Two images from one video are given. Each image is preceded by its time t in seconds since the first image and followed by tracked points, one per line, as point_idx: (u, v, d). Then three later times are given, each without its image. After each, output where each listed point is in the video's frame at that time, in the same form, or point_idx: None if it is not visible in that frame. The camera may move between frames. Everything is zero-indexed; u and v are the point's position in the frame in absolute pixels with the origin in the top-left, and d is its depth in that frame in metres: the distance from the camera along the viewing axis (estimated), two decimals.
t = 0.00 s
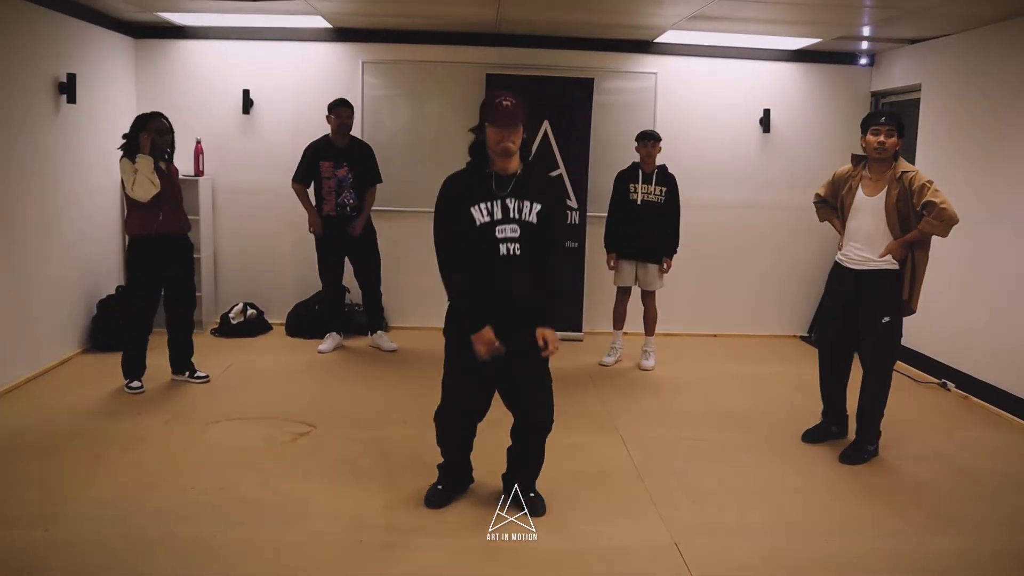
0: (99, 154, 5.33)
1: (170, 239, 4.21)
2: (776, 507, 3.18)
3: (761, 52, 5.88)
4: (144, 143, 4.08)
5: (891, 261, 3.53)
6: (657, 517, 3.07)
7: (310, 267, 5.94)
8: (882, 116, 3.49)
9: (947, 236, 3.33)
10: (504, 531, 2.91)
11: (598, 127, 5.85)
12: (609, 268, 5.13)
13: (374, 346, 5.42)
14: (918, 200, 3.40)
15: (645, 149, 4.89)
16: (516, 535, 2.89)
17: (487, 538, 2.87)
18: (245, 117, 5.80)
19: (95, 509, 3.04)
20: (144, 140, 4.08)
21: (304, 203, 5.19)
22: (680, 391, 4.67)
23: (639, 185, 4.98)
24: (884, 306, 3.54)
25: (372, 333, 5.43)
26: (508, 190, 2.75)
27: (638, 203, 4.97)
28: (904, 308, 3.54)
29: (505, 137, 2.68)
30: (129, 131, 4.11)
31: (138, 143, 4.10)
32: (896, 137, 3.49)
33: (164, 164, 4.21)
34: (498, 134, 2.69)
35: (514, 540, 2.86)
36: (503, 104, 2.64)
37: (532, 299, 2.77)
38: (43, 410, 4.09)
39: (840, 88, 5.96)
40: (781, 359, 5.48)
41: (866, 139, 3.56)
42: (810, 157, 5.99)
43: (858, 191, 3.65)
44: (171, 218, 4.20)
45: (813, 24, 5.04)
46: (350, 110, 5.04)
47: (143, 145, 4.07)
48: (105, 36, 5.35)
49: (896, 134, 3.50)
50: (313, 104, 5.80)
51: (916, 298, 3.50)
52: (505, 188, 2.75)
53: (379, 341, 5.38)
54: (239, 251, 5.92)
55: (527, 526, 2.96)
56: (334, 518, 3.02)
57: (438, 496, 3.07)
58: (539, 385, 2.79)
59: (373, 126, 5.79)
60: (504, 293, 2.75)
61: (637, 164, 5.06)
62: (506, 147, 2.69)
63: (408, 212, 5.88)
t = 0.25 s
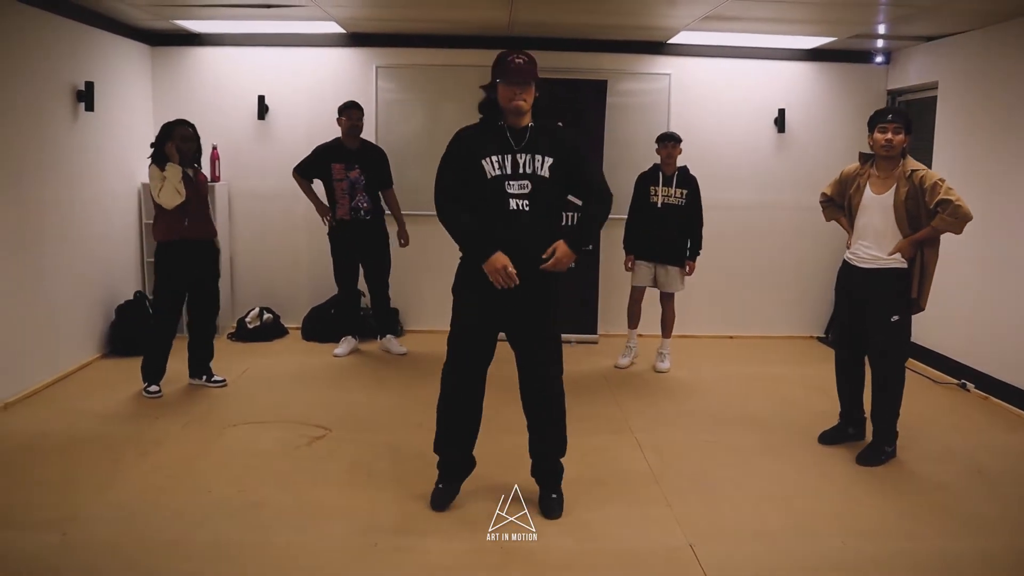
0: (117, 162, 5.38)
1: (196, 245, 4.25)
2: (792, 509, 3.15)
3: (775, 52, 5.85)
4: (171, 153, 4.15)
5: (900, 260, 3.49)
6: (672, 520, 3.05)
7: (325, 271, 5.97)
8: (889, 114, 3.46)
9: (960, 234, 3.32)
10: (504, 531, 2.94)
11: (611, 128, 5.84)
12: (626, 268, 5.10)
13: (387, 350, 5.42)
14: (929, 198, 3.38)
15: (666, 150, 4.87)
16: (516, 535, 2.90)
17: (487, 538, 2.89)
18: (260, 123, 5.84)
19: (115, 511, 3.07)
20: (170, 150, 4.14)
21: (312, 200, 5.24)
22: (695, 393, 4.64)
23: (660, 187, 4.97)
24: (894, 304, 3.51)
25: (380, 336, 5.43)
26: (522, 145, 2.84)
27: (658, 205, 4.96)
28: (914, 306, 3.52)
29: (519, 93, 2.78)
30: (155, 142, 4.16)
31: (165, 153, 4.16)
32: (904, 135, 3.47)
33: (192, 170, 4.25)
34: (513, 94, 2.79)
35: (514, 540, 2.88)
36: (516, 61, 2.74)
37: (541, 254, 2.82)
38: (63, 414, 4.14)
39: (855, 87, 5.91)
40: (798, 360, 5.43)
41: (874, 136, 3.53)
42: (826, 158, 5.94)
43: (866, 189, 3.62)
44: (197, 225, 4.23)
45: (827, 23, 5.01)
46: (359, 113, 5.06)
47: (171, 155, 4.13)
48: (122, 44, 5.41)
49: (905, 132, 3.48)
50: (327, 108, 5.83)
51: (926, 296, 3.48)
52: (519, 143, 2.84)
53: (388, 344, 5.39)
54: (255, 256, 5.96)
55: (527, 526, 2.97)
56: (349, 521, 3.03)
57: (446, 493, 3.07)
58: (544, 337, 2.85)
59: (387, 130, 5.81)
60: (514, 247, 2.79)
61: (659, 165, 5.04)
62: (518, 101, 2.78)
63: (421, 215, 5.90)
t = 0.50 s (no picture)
0: (129, 166, 5.44)
1: (211, 249, 4.27)
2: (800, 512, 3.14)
3: (786, 53, 5.83)
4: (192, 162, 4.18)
5: (903, 260, 3.48)
6: (679, 522, 3.05)
7: (336, 274, 6.00)
8: (891, 116, 3.45)
9: (963, 233, 3.31)
10: (504, 531, 2.96)
11: (621, 131, 5.83)
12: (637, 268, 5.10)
13: (396, 353, 5.44)
14: (931, 198, 3.37)
15: (676, 151, 4.89)
16: (515, 535, 2.92)
17: (487, 538, 2.92)
18: (272, 127, 5.88)
19: (125, 512, 3.10)
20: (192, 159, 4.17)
21: (324, 203, 5.25)
22: (705, 396, 4.63)
23: (671, 188, 4.96)
24: (898, 304, 3.48)
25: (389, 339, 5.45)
26: (518, 203, 2.85)
27: (669, 206, 4.95)
28: (918, 306, 3.49)
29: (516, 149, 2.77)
30: (174, 149, 4.20)
31: (184, 161, 4.20)
32: (906, 136, 3.46)
33: (210, 174, 4.31)
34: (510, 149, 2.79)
35: (514, 539, 2.90)
36: (516, 116, 2.74)
37: (538, 306, 2.85)
38: (76, 416, 4.18)
39: (867, 88, 5.88)
40: (809, 363, 5.41)
41: (876, 139, 3.52)
42: (837, 159, 5.91)
43: (868, 191, 3.61)
44: (213, 229, 4.26)
45: (838, 24, 4.99)
46: (373, 116, 5.09)
47: (190, 164, 4.17)
48: (135, 49, 5.47)
49: (906, 133, 3.47)
50: (337, 112, 5.87)
51: (930, 296, 3.46)
52: (516, 202, 2.85)
53: (398, 346, 5.41)
54: (267, 259, 6.00)
55: (527, 526, 2.99)
56: (356, 523, 3.04)
57: (433, 498, 3.10)
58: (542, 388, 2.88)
59: (397, 133, 5.84)
60: (511, 302, 2.84)
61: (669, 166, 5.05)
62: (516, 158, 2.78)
63: (431, 218, 5.92)
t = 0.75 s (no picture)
0: (132, 169, 5.46)
1: (213, 251, 4.28)
2: (801, 514, 3.14)
3: (787, 56, 5.83)
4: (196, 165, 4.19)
5: (898, 261, 3.49)
6: (679, 524, 3.05)
7: (338, 277, 6.01)
8: (882, 119, 3.46)
9: (958, 234, 3.32)
10: (504, 531, 2.97)
11: (622, 133, 5.84)
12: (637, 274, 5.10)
13: (397, 355, 5.44)
14: (925, 200, 3.38)
15: (671, 154, 4.90)
16: (516, 535, 2.94)
17: (487, 538, 2.93)
18: (274, 130, 5.90)
19: (127, 514, 3.11)
20: (196, 163, 4.18)
21: (329, 209, 5.28)
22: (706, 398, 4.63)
23: (667, 190, 4.97)
24: (893, 305, 3.49)
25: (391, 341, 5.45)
26: (517, 190, 2.86)
27: (666, 208, 4.96)
28: (913, 306, 3.52)
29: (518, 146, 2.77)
30: (178, 150, 4.23)
31: (188, 163, 4.21)
32: (898, 139, 3.46)
33: (214, 176, 4.33)
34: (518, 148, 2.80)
35: (514, 539, 2.91)
36: (519, 112, 2.74)
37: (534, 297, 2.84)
38: (78, 418, 4.19)
39: (869, 91, 5.88)
40: (810, 365, 5.41)
41: (869, 142, 3.53)
42: (838, 161, 5.91)
43: (862, 193, 3.61)
44: (216, 231, 4.27)
45: (839, 27, 4.99)
46: (378, 120, 5.11)
47: (194, 166, 4.19)
48: (137, 53, 5.49)
49: (899, 136, 3.47)
50: (339, 115, 5.88)
51: (925, 296, 3.48)
52: (515, 189, 2.86)
53: (399, 348, 5.41)
54: (268, 261, 6.01)
55: (527, 526, 3.01)
56: (357, 524, 3.05)
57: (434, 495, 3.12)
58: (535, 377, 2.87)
59: (398, 135, 5.85)
60: (505, 289, 2.83)
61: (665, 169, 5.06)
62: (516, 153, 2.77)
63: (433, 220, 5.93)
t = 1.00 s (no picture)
0: (131, 171, 5.46)
1: (207, 253, 4.28)
2: (798, 514, 3.15)
3: (786, 57, 5.85)
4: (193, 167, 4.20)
5: (892, 261, 3.50)
6: (676, 524, 3.06)
7: (337, 279, 6.01)
8: (872, 124, 3.47)
9: (951, 234, 3.34)
10: (504, 531, 2.98)
11: (621, 134, 5.85)
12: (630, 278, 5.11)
13: (396, 356, 5.45)
14: (917, 201, 3.39)
15: (662, 157, 4.89)
16: (515, 535, 2.95)
17: (487, 538, 2.94)
18: (272, 132, 5.91)
19: (126, 515, 3.12)
20: (193, 164, 4.19)
21: (328, 212, 5.29)
22: (704, 399, 4.64)
23: (660, 193, 4.98)
24: (887, 305, 3.50)
25: (390, 343, 5.46)
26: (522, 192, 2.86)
27: (659, 211, 4.97)
28: (908, 306, 3.52)
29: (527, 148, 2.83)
30: (174, 154, 4.22)
31: (185, 166, 4.21)
32: (889, 142, 3.47)
33: (211, 179, 4.33)
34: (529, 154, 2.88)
35: (514, 539, 2.92)
36: (526, 115, 2.78)
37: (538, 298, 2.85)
38: (77, 420, 4.20)
39: (867, 92, 5.89)
40: (809, 366, 5.41)
41: (860, 145, 3.54)
42: (837, 162, 5.92)
43: (854, 196, 3.62)
44: (212, 233, 4.28)
45: (837, 29, 5.00)
46: (378, 122, 5.11)
47: (191, 168, 4.19)
48: (136, 55, 5.50)
49: (889, 138, 3.48)
50: (338, 117, 5.89)
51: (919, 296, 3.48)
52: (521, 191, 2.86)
53: (398, 350, 5.42)
54: (267, 263, 6.02)
55: (527, 526, 3.01)
56: (355, 525, 3.06)
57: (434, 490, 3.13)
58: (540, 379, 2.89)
59: (397, 137, 5.86)
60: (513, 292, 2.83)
61: (657, 172, 5.07)
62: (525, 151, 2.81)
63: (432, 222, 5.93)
